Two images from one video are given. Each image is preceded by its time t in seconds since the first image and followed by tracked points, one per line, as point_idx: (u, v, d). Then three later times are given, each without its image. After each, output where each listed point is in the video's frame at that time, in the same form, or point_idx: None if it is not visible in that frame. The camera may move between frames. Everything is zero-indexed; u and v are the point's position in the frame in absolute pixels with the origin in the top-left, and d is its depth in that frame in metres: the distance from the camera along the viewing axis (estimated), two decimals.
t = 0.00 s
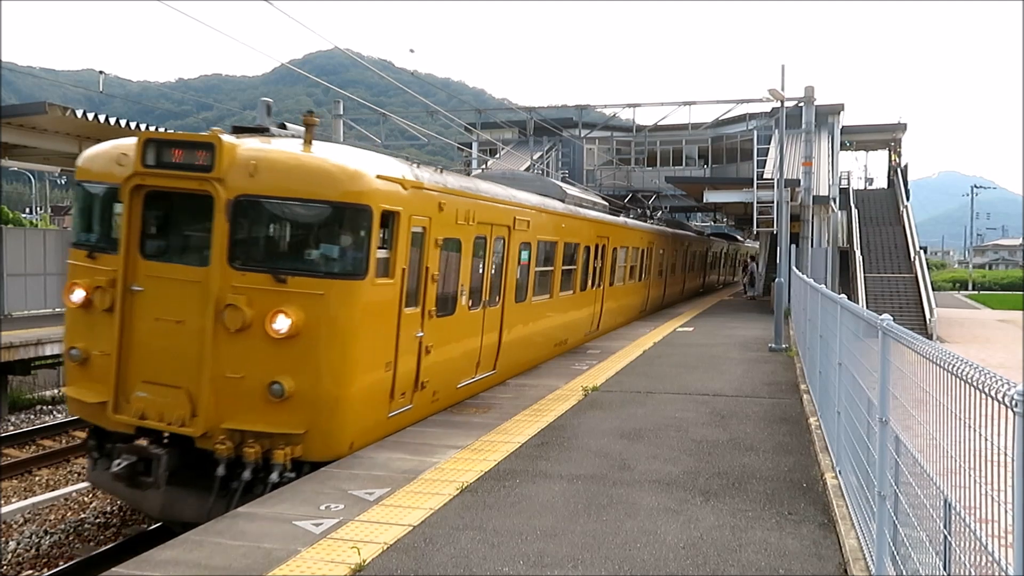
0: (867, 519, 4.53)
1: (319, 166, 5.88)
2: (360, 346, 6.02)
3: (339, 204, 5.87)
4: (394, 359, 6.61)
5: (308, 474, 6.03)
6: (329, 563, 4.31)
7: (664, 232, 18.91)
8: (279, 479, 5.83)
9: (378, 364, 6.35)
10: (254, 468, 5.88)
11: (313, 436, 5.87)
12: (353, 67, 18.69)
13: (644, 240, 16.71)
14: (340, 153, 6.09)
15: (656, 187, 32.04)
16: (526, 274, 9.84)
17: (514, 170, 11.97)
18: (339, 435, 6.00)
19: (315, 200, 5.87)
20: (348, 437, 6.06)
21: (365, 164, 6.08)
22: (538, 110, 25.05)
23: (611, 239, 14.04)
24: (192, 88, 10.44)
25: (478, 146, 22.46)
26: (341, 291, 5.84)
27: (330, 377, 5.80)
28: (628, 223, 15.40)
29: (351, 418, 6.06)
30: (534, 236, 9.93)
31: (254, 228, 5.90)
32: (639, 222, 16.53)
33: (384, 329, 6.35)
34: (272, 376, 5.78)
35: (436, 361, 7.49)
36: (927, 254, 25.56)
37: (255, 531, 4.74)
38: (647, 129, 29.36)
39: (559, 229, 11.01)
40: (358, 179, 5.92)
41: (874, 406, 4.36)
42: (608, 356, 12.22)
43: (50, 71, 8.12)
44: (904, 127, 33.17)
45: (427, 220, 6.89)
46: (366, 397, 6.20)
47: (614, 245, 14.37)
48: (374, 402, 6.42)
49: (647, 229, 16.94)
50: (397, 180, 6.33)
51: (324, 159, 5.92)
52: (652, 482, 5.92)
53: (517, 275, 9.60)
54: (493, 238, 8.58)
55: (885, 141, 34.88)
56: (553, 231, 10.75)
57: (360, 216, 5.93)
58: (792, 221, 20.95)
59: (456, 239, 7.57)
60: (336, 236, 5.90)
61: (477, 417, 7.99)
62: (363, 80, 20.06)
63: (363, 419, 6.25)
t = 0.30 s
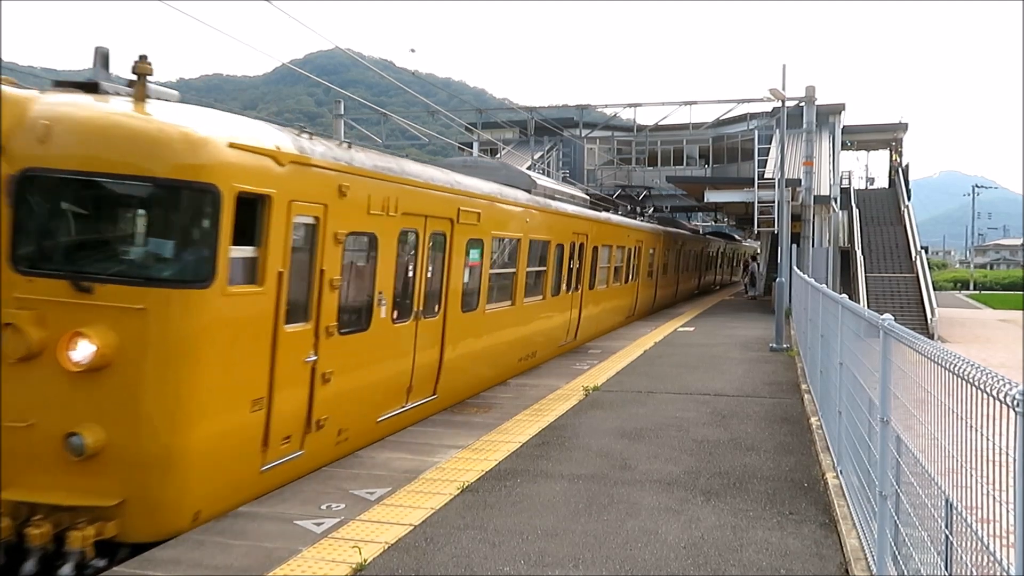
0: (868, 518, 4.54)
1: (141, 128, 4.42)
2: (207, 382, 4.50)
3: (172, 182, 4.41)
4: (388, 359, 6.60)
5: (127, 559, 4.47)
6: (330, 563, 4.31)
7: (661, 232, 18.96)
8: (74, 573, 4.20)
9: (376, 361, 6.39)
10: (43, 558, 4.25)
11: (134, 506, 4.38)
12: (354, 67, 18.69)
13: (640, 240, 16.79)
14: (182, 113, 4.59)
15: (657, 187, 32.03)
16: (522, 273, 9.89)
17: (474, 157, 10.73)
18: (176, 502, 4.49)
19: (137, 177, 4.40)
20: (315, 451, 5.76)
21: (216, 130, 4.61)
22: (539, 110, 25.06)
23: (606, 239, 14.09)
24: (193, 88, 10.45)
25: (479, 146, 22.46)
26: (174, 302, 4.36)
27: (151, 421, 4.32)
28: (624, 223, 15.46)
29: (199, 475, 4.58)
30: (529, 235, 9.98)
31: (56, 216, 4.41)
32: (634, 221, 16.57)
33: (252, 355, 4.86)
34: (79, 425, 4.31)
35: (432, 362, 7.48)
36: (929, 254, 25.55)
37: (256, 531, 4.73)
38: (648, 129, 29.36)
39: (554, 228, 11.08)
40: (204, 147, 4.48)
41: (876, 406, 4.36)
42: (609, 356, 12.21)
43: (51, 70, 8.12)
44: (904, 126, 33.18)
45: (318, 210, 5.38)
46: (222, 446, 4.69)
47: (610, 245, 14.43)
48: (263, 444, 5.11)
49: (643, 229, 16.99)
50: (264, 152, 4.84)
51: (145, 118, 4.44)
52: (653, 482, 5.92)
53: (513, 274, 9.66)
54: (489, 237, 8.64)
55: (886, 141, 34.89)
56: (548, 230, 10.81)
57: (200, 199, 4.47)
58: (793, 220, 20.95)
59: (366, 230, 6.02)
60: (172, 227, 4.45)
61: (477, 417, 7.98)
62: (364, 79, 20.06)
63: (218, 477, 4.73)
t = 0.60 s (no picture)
0: (869, 519, 4.53)
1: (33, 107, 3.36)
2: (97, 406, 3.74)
3: None
4: (389, 360, 6.58)
5: None
6: (331, 563, 4.31)
7: (662, 232, 18.95)
8: None
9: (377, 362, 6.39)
10: None
11: None
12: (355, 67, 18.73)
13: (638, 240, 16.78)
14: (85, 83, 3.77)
15: (658, 186, 32.04)
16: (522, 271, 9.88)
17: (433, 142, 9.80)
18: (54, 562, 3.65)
19: None
20: (319, 453, 5.78)
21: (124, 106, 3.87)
22: (540, 110, 25.09)
23: (605, 239, 14.07)
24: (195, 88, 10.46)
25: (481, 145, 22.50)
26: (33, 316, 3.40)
27: (4, 472, 3.31)
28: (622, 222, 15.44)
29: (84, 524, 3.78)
30: (529, 234, 9.97)
31: None
32: (631, 220, 16.53)
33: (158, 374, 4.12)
34: None
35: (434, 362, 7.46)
36: (930, 254, 25.53)
37: (257, 530, 4.74)
38: (649, 129, 29.39)
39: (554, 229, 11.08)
40: (104, 127, 3.70)
41: (877, 406, 4.36)
42: (610, 356, 12.22)
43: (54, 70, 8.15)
44: (906, 126, 33.18)
45: (304, 213, 5.17)
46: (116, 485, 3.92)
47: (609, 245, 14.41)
48: (267, 449, 5.13)
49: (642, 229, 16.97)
50: (182, 133, 4.16)
51: (52, 97, 3.46)
52: (654, 482, 5.92)
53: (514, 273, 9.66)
54: (490, 238, 8.66)
55: (887, 141, 34.89)
56: (549, 230, 10.80)
57: None
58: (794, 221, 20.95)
59: (322, 228, 5.39)
60: None
61: (477, 417, 7.98)
62: (366, 79, 20.09)
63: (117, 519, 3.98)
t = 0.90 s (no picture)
0: (870, 519, 4.52)
1: (20, 103, 3.35)
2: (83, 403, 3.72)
3: None
4: (388, 360, 6.57)
5: None
6: (332, 563, 4.31)
7: (663, 231, 18.97)
8: None
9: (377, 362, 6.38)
10: None
11: None
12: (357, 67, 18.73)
13: (638, 239, 16.69)
14: (76, 79, 3.76)
15: (659, 186, 32.03)
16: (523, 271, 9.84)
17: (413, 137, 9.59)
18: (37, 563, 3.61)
19: None
20: (319, 453, 5.78)
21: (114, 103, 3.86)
22: (541, 109, 25.08)
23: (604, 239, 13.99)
24: (196, 88, 10.46)
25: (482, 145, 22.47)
26: (6, 313, 3.36)
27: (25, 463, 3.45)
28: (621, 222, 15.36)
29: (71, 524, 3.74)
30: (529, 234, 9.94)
31: None
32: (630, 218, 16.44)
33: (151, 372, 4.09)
34: None
35: (433, 362, 7.47)
36: (932, 253, 25.49)
37: (259, 530, 4.74)
38: (650, 129, 29.38)
39: (554, 229, 11.03)
40: (93, 123, 3.68)
41: (878, 406, 4.36)
42: (612, 356, 12.20)
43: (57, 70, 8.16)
44: (907, 126, 33.15)
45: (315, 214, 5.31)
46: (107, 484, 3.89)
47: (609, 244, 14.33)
48: (268, 448, 5.13)
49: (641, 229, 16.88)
50: (177, 130, 4.15)
51: (39, 94, 3.45)
52: (655, 482, 5.91)
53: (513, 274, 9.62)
54: (490, 237, 8.65)
55: (889, 141, 34.85)
56: (549, 230, 10.76)
57: None
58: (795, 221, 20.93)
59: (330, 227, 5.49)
60: None
61: (479, 417, 7.97)
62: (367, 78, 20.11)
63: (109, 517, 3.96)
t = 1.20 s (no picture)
0: (873, 519, 4.53)
1: (25, 101, 3.34)
2: (87, 404, 3.70)
3: None
4: (388, 360, 6.55)
5: None
6: (334, 562, 4.31)
7: (665, 231, 18.94)
8: None
9: (377, 362, 6.37)
10: None
11: None
12: (358, 66, 18.73)
13: (634, 237, 16.16)
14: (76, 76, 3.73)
15: (661, 185, 32.02)
16: (502, 269, 9.15)
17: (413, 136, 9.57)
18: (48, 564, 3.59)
19: None
20: (321, 453, 5.77)
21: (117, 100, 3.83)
22: (543, 109, 25.07)
23: (595, 236, 13.41)
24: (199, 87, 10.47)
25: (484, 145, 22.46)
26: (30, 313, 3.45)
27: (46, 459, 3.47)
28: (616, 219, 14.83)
29: (78, 525, 3.71)
30: (512, 230, 9.24)
31: None
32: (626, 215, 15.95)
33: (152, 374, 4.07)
34: None
35: (435, 362, 7.49)
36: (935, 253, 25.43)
37: (261, 529, 4.74)
38: (652, 128, 29.36)
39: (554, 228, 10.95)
40: (96, 121, 3.67)
41: (880, 405, 4.36)
42: (614, 356, 12.19)
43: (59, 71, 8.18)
44: (909, 125, 33.10)
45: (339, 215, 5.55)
46: (113, 485, 3.86)
47: (603, 243, 13.78)
48: (270, 448, 5.12)
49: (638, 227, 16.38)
50: (177, 128, 4.13)
51: (45, 94, 3.44)
52: (658, 482, 5.91)
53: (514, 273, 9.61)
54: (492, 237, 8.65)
55: (891, 140, 34.80)
56: (535, 226, 10.12)
57: None
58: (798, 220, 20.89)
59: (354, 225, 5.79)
60: None
61: (481, 416, 7.97)
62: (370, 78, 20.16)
63: (115, 519, 3.93)
